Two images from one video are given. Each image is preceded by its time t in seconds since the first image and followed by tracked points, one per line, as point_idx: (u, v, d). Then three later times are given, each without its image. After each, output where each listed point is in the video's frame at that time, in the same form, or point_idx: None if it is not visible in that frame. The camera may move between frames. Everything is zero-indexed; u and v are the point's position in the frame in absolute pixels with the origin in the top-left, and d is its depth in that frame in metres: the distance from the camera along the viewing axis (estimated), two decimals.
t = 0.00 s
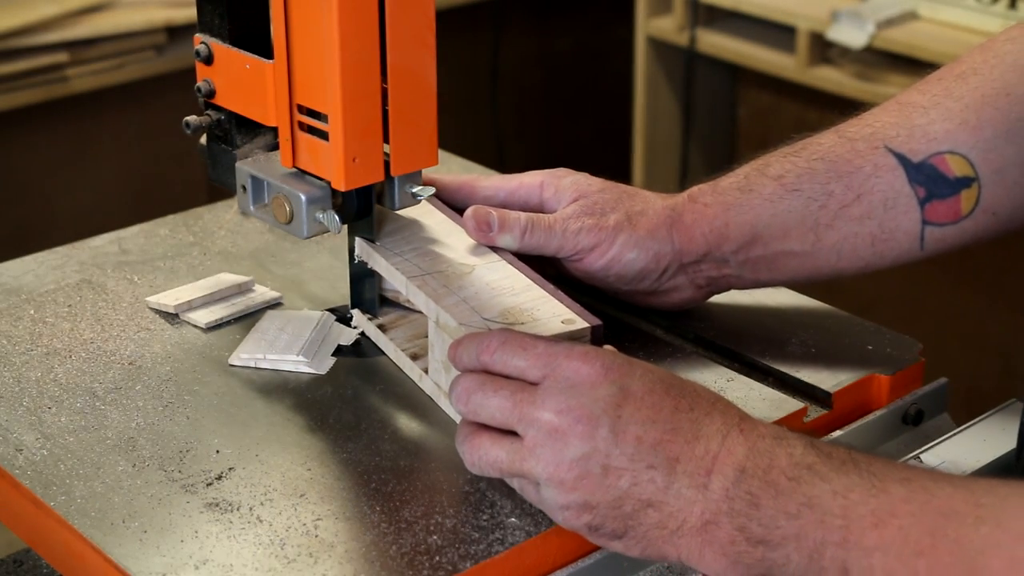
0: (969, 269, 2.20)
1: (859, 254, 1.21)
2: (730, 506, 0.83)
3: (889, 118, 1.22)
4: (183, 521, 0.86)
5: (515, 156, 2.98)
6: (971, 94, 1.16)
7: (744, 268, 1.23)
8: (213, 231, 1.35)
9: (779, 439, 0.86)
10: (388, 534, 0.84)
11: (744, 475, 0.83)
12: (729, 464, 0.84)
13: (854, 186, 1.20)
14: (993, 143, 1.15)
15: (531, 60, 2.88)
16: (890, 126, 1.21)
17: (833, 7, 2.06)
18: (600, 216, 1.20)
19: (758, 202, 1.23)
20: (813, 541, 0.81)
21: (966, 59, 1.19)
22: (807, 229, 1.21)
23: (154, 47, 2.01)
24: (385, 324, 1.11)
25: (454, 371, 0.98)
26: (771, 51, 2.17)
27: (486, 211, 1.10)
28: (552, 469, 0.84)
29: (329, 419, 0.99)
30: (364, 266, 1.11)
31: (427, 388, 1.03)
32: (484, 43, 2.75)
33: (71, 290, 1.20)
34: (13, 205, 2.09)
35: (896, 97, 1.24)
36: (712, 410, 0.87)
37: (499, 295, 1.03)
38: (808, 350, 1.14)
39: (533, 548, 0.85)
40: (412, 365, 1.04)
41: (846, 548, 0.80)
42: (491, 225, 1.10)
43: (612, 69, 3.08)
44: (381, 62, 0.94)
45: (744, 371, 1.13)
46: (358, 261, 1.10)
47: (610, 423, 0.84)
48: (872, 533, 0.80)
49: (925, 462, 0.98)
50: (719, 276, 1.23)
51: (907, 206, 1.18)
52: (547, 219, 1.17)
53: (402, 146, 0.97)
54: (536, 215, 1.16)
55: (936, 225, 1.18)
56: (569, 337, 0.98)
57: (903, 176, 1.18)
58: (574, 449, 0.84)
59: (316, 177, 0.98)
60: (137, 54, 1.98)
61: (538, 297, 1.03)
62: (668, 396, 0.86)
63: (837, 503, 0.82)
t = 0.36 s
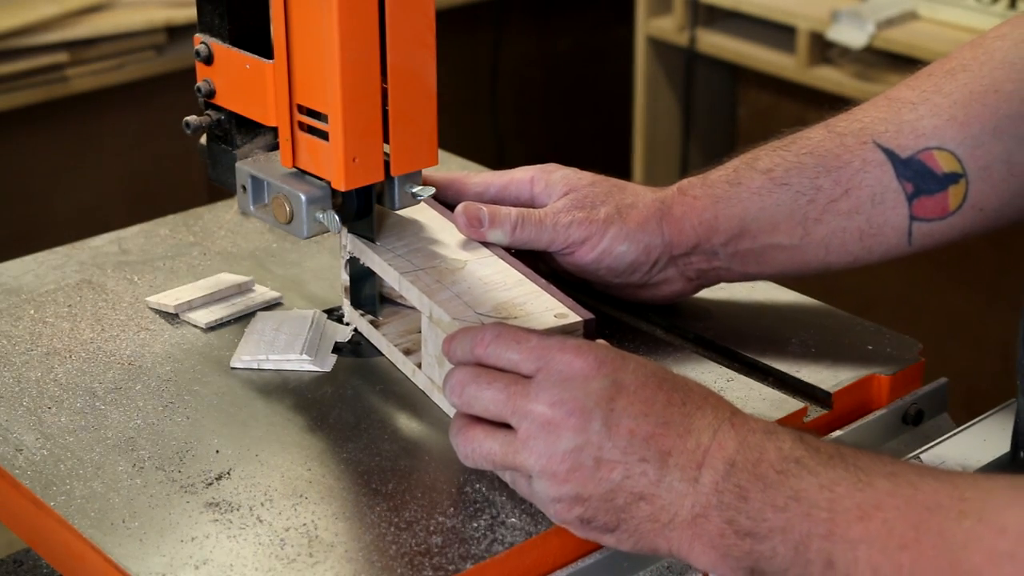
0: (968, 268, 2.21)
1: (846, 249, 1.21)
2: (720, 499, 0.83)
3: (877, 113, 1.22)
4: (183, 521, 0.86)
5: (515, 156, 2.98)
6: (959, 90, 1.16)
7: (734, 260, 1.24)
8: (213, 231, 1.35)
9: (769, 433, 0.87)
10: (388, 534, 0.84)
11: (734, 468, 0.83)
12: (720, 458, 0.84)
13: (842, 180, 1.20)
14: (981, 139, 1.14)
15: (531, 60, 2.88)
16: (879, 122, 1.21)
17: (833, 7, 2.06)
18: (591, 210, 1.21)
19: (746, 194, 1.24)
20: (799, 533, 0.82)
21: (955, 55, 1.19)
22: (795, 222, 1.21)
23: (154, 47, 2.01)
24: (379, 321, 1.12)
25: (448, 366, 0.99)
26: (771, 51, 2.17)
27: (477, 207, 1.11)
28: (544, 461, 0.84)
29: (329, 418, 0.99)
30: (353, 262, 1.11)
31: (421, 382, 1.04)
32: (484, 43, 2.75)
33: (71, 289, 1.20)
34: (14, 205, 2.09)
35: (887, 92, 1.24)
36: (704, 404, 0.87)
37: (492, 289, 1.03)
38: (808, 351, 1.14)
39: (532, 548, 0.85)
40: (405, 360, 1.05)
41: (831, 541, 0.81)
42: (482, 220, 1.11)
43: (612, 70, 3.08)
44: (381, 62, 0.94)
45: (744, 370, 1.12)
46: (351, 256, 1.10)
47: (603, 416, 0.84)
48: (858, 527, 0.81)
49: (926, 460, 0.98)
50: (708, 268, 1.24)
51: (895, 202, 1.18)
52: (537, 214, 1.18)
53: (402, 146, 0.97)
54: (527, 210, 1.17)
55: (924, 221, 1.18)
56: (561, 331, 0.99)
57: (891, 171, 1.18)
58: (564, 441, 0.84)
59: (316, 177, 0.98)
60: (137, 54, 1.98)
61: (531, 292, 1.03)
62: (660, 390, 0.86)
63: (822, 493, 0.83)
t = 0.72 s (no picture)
0: (969, 272, 2.21)
1: (833, 235, 1.22)
2: (717, 485, 0.84)
3: (866, 99, 1.22)
4: (183, 521, 0.85)
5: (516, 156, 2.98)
6: (948, 77, 1.16)
7: (721, 242, 1.25)
8: (212, 231, 1.35)
9: (767, 419, 0.88)
10: (388, 534, 0.84)
11: (732, 454, 0.85)
12: (719, 443, 0.85)
13: (830, 165, 1.21)
14: (968, 127, 1.15)
15: (531, 60, 2.88)
16: (867, 108, 1.21)
17: (834, 7, 2.06)
18: (579, 197, 1.20)
19: (734, 178, 1.24)
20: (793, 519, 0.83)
21: (945, 42, 1.19)
22: (782, 207, 1.22)
23: (153, 47, 2.01)
24: (371, 317, 1.12)
25: (446, 359, 1.00)
26: (772, 51, 2.16)
27: (465, 204, 1.11)
28: (548, 449, 0.85)
29: (329, 418, 0.99)
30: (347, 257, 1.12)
31: (417, 376, 1.05)
32: (484, 43, 2.75)
33: (71, 289, 1.20)
34: (14, 205, 2.09)
35: (876, 79, 1.24)
36: (704, 390, 0.88)
37: (487, 282, 1.04)
38: (808, 350, 1.13)
39: (531, 548, 0.85)
40: (400, 355, 1.06)
41: (823, 526, 0.82)
42: (472, 217, 1.10)
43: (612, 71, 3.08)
44: (381, 62, 0.94)
45: (744, 370, 1.12)
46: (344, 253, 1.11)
47: (606, 403, 0.85)
48: (848, 512, 0.82)
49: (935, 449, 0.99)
50: (696, 248, 1.26)
51: (881, 186, 1.19)
52: (527, 206, 1.17)
53: (402, 146, 0.97)
54: (515, 203, 1.16)
55: (909, 207, 1.19)
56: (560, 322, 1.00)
57: (877, 157, 1.19)
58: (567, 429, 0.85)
59: (316, 177, 0.98)
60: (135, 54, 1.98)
61: (526, 286, 1.04)
62: (661, 376, 0.88)
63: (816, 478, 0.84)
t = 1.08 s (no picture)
0: (969, 271, 2.22)
1: (823, 222, 1.22)
2: (719, 473, 0.84)
3: (861, 85, 1.22)
4: (183, 521, 0.85)
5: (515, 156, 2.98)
6: (941, 64, 1.17)
7: (712, 227, 1.26)
8: (212, 231, 1.35)
9: (765, 405, 0.88)
10: (389, 533, 0.84)
11: (732, 441, 0.85)
12: (719, 430, 0.86)
13: (820, 152, 1.21)
14: (960, 115, 1.16)
15: (531, 60, 2.88)
16: (859, 95, 1.22)
17: (834, 7, 2.06)
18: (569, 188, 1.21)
19: (724, 163, 1.25)
20: (796, 504, 0.83)
21: (939, 28, 1.20)
22: (773, 193, 1.23)
23: (153, 47, 2.01)
24: (365, 313, 1.12)
25: (440, 354, 1.00)
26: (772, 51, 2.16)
27: (456, 202, 1.11)
28: (550, 443, 0.85)
29: (329, 418, 0.99)
30: (341, 254, 1.13)
31: (411, 372, 1.05)
32: (484, 43, 2.75)
33: (70, 289, 1.20)
34: (14, 205, 2.09)
35: (867, 65, 1.24)
36: (701, 377, 0.89)
37: (481, 278, 1.04)
38: (808, 350, 1.13)
39: (532, 548, 0.85)
40: (394, 351, 1.06)
41: (828, 512, 0.82)
42: (463, 214, 1.11)
43: (612, 72, 3.07)
44: (381, 61, 0.94)
45: (744, 370, 1.12)
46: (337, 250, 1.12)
47: (606, 394, 0.85)
48: (852, 497, 0.82)
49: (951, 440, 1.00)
50: (688, 233, 1.27)
51: (872, 173, 1.20)
52: (517, 199, 1.18)
53: (402, 146, 0.97)
54: (505, 197, 1.17)
55: (900, 194, 1.19)
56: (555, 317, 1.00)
57: (869, 144, 1.20)
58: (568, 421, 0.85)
59: (316, 177, 0.98)
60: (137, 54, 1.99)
61: (520, 281, 1.05)
62: (658, 366, 0.88)
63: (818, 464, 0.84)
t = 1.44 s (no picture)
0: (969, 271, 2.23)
1: (810, 210, 1.24)
2: (712, 456, 0.84)
3: (847, 76, 1.22)
4: (183, 521, 0.85)
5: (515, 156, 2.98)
6: (927, 55, 1.17)
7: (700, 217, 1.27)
8: (212, 231, 1.35)
9: (755, 388, 0.88)
10: (389, 534, 0.84)
11: (724, 424, 0.85)
12: (711, 413, 0.86)
13: (807, 142, 1.22)
14: (946, 105, 1.16)
15: (531, 60, 2.88)
16: (846, 85, 1.22)
17: (833, 7, 2.06)
18: (557, 179, 1.22)
19: (711, 153, 1.26)
20: (788, 486, 0.82)
21: (927, 18, 1.20)
22: (760, 181, 1.24)
23: (154, 47, 2.01)
24: (355, 308, 1.13)
25: (430, 348, 1.01)
26: (772, 51, 2.16)
27: (444, 197, 1.11)
28: (543, 433, 0.86)
29: (329, 418, 0.99)
30: (331, 250, 1.14)
31: (402, 367, 1.06)
32: (484, 43, 2.75)
33: (70, 289, 1.20)
34: (14, 205, 2.09)
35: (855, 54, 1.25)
36: (690, 362, 0.89)
37: (470, 272, 1.05)
38: (809, 350, 1.13)
39: (532, 548, 0.85)
40: (385, 346, 1.07)
41: (820, 493, 0.81)
42: (451, 210, 1.10)
43: (612, 72, 3.07)
44: (381, 61, 0.94)
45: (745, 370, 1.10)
46: (326, 248, 1.14)
47: (597, 381, 0.86)
48: (845, 479, 0.81)
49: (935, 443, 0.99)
50: (676, 223, 1.28)
51: (858, 163, 1.21)
52: (504, 193, 1.17)
53: (402, 146, 0.97)
54: (493, 191, 1.16)
55: (886, 183, 1.20)
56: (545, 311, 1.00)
57: (855, 134, 1.20)
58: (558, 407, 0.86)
59: (316, 177, 0.98)
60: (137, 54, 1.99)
61: (510, 275, 1.05)
62: (646, 352, 0.89)
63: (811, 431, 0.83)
